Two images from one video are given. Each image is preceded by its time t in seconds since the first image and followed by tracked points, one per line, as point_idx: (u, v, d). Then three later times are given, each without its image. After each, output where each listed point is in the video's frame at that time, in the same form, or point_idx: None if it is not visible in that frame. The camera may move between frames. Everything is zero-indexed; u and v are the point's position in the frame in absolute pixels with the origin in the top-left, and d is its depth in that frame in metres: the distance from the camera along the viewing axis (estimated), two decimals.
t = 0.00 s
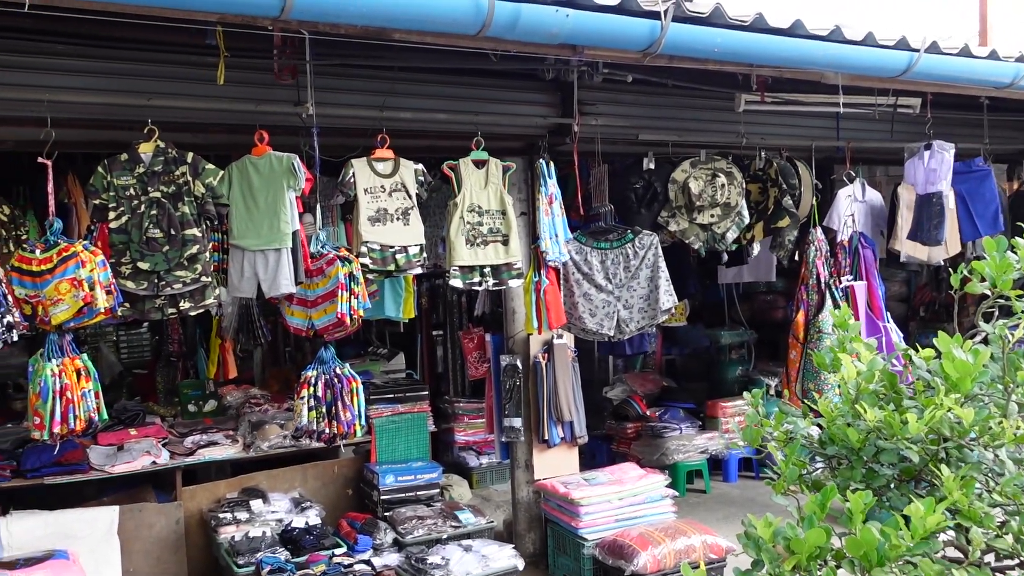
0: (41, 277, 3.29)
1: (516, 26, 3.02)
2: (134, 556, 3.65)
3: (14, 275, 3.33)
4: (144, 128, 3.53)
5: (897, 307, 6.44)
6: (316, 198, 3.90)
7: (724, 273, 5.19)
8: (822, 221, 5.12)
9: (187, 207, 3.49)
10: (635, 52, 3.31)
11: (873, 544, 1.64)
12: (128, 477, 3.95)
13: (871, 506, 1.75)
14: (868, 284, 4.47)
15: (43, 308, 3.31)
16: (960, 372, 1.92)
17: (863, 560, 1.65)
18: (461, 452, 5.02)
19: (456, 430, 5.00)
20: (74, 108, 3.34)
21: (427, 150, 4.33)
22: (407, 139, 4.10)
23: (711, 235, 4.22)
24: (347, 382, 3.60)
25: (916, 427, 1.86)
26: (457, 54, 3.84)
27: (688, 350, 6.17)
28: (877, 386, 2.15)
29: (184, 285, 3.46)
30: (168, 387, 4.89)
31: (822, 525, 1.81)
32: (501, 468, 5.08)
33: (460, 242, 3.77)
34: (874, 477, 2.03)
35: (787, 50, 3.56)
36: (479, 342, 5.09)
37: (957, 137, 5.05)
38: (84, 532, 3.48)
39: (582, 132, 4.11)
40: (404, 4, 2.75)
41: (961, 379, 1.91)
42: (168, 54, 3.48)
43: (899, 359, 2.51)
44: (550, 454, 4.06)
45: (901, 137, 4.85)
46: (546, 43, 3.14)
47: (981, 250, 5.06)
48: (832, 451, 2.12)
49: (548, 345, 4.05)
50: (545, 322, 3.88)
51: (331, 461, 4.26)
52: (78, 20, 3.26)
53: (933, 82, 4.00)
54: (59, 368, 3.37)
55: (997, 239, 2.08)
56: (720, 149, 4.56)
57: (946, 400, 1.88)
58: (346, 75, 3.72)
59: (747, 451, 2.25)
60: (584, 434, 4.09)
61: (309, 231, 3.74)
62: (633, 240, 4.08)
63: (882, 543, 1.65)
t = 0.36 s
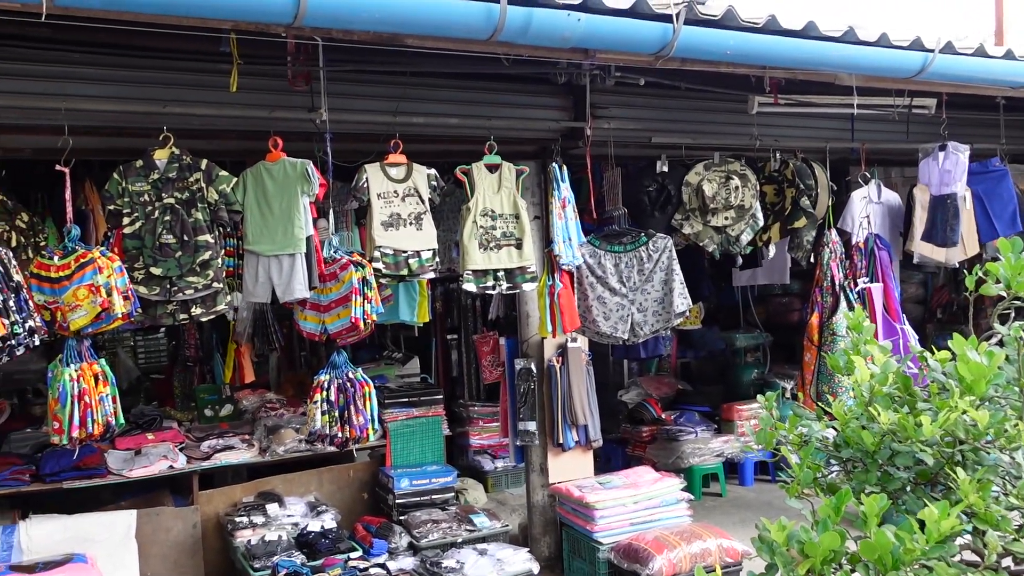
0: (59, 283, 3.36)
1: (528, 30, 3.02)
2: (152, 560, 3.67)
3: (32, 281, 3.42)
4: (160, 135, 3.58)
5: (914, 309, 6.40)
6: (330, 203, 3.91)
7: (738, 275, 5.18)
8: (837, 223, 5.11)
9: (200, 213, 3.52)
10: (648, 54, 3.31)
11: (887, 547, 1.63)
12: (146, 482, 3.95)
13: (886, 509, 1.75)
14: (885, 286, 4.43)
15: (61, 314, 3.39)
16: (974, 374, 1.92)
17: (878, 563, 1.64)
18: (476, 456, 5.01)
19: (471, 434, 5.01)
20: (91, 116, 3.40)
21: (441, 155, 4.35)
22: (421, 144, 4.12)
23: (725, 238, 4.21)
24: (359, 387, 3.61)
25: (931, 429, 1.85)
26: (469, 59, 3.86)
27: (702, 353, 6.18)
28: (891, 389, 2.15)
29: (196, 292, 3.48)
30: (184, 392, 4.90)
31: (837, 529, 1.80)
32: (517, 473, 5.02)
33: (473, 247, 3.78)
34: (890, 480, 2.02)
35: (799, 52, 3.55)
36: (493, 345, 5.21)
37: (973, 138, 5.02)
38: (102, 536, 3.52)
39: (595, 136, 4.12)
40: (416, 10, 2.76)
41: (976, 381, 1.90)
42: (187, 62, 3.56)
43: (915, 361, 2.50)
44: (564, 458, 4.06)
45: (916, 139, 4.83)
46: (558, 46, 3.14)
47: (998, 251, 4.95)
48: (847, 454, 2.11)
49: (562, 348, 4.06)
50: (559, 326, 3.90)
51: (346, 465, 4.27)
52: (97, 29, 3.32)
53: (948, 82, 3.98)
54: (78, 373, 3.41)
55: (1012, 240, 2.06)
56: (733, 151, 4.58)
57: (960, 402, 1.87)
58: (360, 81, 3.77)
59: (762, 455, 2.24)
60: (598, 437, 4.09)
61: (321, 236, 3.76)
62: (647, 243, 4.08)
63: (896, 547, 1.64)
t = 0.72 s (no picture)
0: (78, 287, 3.40)
1: (542, 33, 3.02)
2: (170, 561, 3.68)
3: (53, 286, 3.45)
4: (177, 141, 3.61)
5: (933, 310, 6.35)
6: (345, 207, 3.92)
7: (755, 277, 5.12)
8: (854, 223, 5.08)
9: (216, 218, 3.53)
10: (661, 56, 3.31)
11: (905, 550, 1.62)
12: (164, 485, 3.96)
13: (903, 512, 1.74)
14: (903, 287, 4.41)
15: (79, 318, 3.43)
16: (992, 374, 1.91)
17: (895, 566, 1.63)
18: (493, 458, 5.02)
19: (487, 437, 5.01)
20: (108, 122, 3.43)
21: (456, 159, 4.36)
22: (436, 148, 4.13)
23: (741, 240, 4.20)
24: (376, 391, 3.61)
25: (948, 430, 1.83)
26: (483, 62, 3.87)
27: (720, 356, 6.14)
28: (908, 391, 2.13)
29: (213, 295, 3.49)
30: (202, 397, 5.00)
31: (854, 531, 1.79)
32: (533, 475, 5.07)
33: (488, 250, 3.79)
34: (907, 483, 2.00)
35: (815, 52, 3.53)
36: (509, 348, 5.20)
37: (992, 137, 4.98)
38: (120, 539, 3.53)
39: (609, 138, 4.12)
40: (429, 14, 2.77)
41: (994, 381, 1.90)
42: (203, 68, 3.57)
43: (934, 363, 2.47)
44: (580, 461, 4.06)
45: (933, 139, 4.79)
46: (571, 49, 3.13)
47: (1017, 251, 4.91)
48: (864, 457, 2.10)
49: (577, 351, 4.06)
50: (573, 329, 3.88)
51: (363, 468, 4.28)
52: (115, 36, 3.37)
53: (965, 82, 3.95)
54: (97, 377, 3.44)
55: None
56: (749, 152, 4.57)
57: (978, 403, 1.85)
58: (375, 85, 3.79)
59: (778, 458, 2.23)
60: (614, 440, 4.08)
61: (337, 240, 3.78)
62: (662, 245, 4.06)
63: (913, 550, 1.62)
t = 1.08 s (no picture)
0: (102, 288, 3.45)
1: (561, 33, 3.02)
2: (194, 561, 3.72)
3: (77, 287, 3.51)
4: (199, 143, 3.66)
5: (958, 310, 6.29)
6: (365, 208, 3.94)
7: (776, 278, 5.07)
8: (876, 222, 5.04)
9: (240, 219, 3.56)
10: (681, 55, 3.29)
11: (928, 552, 1.60)
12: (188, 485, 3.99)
13: (925, 513, 1.72)
14: (927, 287, 4.34)
15: (103, 319, 3.48)
16: (1018, 374, 1.90)
17: (918, 568, 1.61)
18: (513, 459, 5.01)
19: (507, 437, 4.98)
20: (132, 125, 3.49)
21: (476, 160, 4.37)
22: (455, 148, 4.15)
23: (762, 240, 4.16)
24: (400, 391, 3.62)
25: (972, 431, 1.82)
26: (502, 63, 3.89)
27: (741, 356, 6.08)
28: (931, 391, 2.11)
29: (239, 296, 3.52)
30: (225, 397, 5.00)
31: (876, 533, 1.78)
32: (553, 475, 5.06)
33: (507, 250, 3.81)
34: (931, 484, 1.98)
35: (837, 50, 3.50)
36: (528, 347, 5.18)
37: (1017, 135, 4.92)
38: (145, 537, 3.58)
39: (628, 138, 4.12)
40: (447, 15, 2.78)
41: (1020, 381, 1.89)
42: (222, 70, 3.63)
43: (958, 364, 2.45)
44: (601, 462, 4.06)
45: (957, 137, 4.75)
46: (590, 49, 3.13)
47: None
48: (887, 457, 2.08)
49: (597, 352, 4.07)
50: (593, 329, 3.88)
51: (383, 468, 4.30)
52: (139, 40, 3.42)
53: (988, 79, 3.91)
54: (120, 376, 3.49)
55: None
56: (769, 151, 4.55)
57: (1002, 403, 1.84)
58: (395, 87, 3.81)
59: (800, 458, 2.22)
60: (635, 441, 4.09)
61: (358, 241, 3.80)
62: (681, 246, 4.04)
63: (937, 551, 1.61)
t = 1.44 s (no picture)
0: (160, 284, 3.54)
1: (609, 28, 3.01)
2: (249, 551, 3.80)
3: (137, 283, 3.61)
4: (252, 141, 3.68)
5: (1017, 308, 6.11)
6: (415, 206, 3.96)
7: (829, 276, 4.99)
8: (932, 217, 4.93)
9: (291, 216, 3.62)
10: (731, 49, 3.26)
11: (991, 554, 1.55)
12: (243, 477, 4.07)
13: (988, 515, 1.68)
14: (987, 286, 4.26)
15: (162, 315, 3.57)
16: None
17: (980, 571, 1.56)
18: (561, 456, 4.96)
19: (556, 435, 4.96)
20: (188, 125, 3.56)
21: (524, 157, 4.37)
22: (504, 146, 4.15)
23: (814, 236, 4.10)
24: (454, 385, 3.65)
25: None
26: (550, 60, 3.88)
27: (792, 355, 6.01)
28: (995, 390, 2.04)
29: (290, 292, 3.57)
30: (279, 391, 5.06)
31: (936, 535, 1.74)
32: (603, 473, 4.93)
33: (555, 247, 3.82)
34: (992, 486, 1.93)
35: (891, 43, 3.43)
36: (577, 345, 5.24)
37: None
38: (202, 527, 3.70)
39: (677, 134, 4.09)
40: (496, 12, 2.79)
41: None
42: (273, 70, 3.64)
43: None
44: (651, 460, 4.06)
45: (1017, 130, 4.61)
46: (639, 44, 3.12)
47: None
48: (946, 458, 2.03)
49: (646, 348, 4.06)
50: (641, 326, 3.87)
51: (433, 463, 4.31)
52: (195, 41, 3.48)
53: None
54: (178, 370, 3.53)
55: None
56: (821, 147, 4.48)
57: None
58: (443, 85, 3.82)
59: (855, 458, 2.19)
60: (685, 439, 4.04)
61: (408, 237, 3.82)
62: (731, 242, 4.01)
63: (1001, 555, 1.56)
